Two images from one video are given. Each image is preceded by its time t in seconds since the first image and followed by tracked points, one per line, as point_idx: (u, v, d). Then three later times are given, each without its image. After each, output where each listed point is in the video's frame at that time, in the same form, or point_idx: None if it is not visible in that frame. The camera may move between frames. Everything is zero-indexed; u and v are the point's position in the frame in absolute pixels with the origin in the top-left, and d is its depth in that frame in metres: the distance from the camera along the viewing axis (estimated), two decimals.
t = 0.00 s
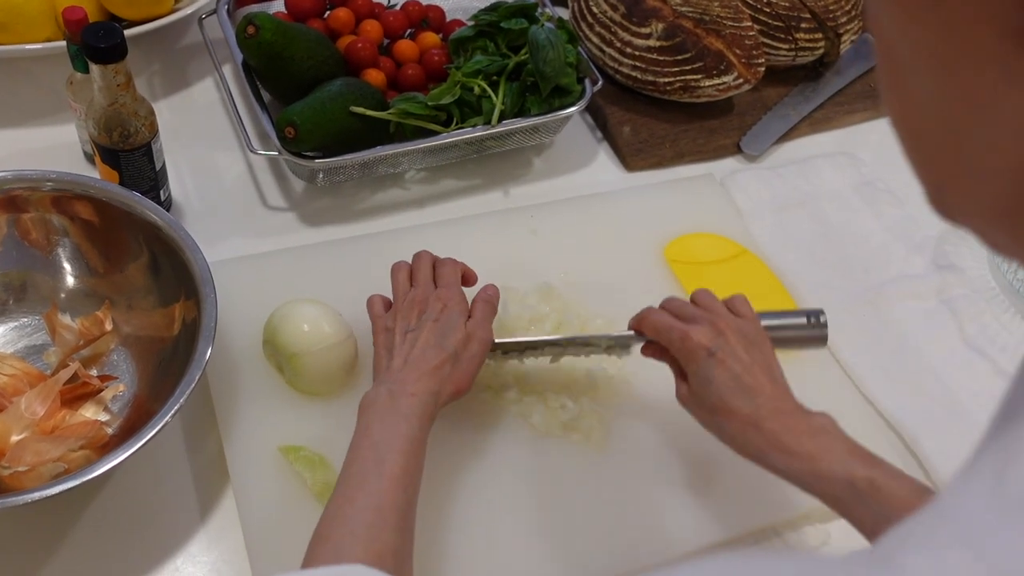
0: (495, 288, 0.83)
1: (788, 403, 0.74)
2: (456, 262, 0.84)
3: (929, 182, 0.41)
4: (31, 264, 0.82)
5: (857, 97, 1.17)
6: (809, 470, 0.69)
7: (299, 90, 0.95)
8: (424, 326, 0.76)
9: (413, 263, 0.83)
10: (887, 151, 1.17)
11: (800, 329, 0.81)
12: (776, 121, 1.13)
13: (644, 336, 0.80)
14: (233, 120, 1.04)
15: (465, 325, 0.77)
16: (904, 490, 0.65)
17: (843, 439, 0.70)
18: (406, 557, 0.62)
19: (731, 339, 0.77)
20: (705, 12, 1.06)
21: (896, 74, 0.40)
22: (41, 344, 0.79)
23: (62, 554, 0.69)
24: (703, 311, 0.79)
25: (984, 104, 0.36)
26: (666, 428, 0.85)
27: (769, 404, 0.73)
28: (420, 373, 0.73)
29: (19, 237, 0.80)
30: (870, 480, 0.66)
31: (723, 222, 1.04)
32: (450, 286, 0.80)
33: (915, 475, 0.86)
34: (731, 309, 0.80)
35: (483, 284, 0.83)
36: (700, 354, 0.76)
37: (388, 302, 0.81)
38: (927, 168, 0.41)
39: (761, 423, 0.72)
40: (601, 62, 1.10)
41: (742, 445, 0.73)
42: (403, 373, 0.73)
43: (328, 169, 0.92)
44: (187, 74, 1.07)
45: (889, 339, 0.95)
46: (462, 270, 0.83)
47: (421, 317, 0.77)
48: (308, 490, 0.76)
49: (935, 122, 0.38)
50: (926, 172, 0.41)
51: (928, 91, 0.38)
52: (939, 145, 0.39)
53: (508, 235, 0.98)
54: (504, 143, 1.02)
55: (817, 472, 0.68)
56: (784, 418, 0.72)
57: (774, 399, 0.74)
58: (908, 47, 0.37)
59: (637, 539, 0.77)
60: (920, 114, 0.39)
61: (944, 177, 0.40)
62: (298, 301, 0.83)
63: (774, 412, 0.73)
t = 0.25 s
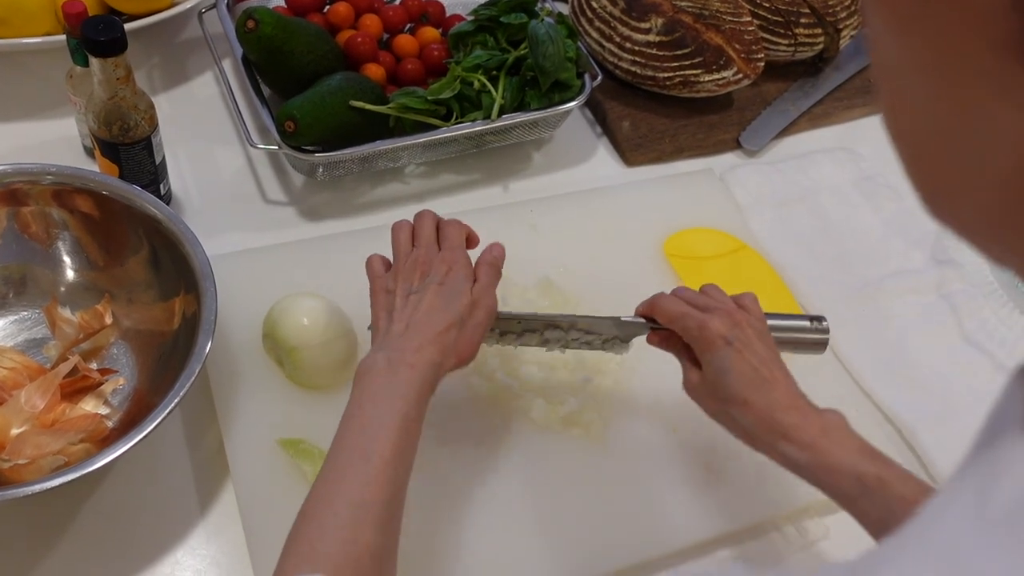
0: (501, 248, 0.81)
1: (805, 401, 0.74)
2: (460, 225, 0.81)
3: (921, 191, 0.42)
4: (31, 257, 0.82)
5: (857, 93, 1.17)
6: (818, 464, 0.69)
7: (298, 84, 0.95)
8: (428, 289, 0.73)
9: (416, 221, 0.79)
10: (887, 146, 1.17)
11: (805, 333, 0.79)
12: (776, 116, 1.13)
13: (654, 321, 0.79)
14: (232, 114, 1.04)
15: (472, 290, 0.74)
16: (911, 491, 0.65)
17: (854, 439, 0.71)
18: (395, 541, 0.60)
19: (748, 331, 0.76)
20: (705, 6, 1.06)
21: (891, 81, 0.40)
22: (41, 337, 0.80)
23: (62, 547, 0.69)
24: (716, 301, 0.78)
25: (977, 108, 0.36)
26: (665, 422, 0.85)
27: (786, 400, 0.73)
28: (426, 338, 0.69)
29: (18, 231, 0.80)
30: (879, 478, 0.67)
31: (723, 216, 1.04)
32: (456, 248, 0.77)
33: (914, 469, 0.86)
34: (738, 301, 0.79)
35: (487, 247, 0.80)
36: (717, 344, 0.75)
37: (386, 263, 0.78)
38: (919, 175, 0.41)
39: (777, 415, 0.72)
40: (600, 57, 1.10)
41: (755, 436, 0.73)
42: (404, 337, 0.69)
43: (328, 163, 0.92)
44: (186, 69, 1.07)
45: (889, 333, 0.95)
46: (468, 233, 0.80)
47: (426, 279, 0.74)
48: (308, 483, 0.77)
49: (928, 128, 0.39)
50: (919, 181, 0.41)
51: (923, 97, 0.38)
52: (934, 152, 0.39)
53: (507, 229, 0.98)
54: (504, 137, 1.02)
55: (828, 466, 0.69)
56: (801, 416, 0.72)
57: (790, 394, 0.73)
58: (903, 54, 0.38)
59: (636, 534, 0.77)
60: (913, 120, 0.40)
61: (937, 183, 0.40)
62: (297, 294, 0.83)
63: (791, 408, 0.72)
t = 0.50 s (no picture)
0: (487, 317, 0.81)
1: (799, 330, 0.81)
2: (444, 300, 0.81)
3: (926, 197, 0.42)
4: (29, 252, 0.82)
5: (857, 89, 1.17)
6: (817, 391, 0.77)
7: (298, 79, 0.95)
8: (436, 381, 0.74)
9: (399, 305, 0.80)
10: (887, 143, 1.17)
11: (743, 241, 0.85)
12: (777, 112, 1.12)
13: (627, 304, 0.81)
14: (231, 110, 1.04)
15: (479, 371, 0.75)
16: (901, 406, 0.75)
17: (851, 360, 0.79)
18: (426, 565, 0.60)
19: (724, 287, 0.80)
20: (705, 3, 1.06)
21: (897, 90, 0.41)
22: (40, 333, 0.79)
23: (61, 543, 0.69)
24: (683, 263, 0.82)
25: (977, 111, 0.37)
26: (663, 418, 0.85)
27: (774, 334, 0.80)
28: (449, 435, 0.70)
29: (17, 226, 0.80)
30: (873, 399, 0.76)
31: (723, 212, 1.04)
32: (449, 329, 0.78)
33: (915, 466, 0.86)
34: (698, 252, 0.84)
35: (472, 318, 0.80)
36: (702, 308, 0.79)
37: (381, 356, 0.78)
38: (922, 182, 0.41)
39: (775, 354, 0.79)
40: (601, 52, 1.09)
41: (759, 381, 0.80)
42: (430, 435, 0.70)
43: (327, 159, 0.92)
44: (185, 64, 1.06)
45: (890, 329, 0.95)
46: (452, 307, 0.81)
47: (429, 370, 0.75)
48: (308, 480, 0.77)
49: (932, 136, 0.39)
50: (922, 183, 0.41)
51: (928, 105, 0.39)
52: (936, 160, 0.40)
53: (507, 225, 0.97)
54: (504, 133, 1.02)
55: (822, 390, 0.77)
56: (797, 358, 0.79)
57: (776, 325, 0.80)
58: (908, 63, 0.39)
59: (637, 531, 0.77)
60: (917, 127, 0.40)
61: (940, 189, 0.40)
62: (297, 290, 0.83)
63: (782, 341, 0.79)
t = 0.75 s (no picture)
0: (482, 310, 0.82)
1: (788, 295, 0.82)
2: (438, 294, 0.82)
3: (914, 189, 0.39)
4: (31, 248, 0.82)
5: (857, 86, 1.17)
6: (809, 354, 0.79)
7: (299, 76, 0.95)
8: (443, 374, 0.74)
9: (396, 304, 0.80)
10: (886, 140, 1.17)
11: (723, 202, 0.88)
12: (776, 109, 1.13)
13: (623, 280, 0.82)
14: (232, 107, 1.04)
15: (484, 360, 0.75)
16: (886, 365, 0.77)
17: (839, 323, 0.80)
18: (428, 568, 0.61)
19: (713, 258, 0.81)
20: (706, 1, 1.06)
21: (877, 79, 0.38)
22: (42, 329, 0.80)
23: (65, 538, 0.69)
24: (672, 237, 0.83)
25: (965, 111, 0.34)
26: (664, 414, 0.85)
27: (768, 302, 0.80)
28: (462, 427, 0.71)
29: (19, 222, 0.80)
30: (859, 357, 0.77)
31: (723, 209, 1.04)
32: (448, 322, 0.78)
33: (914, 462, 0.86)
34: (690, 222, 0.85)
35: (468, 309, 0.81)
36: (694, 280, 0.80)
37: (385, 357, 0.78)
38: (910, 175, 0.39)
39: (767, 320, 0.79)
40: (601, 50, 1.09)
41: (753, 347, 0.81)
42: (443, 430, 0.71)
43: (328, 155, 0.92)
44: (187, 60, 1.06)
45: (889, 327, 0.95)
46: (448, 300, 0.81)
47: (435, 366, 0.75)
48: (309, 475, 0.77)
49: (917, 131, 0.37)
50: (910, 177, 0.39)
51: (912, 100, 0.36)
52: (923, 155, 0.37)
53: (508, 222, 0.98)
54: (505, 130, 1.02)
55: (814, 353, 0.79)
56: (792, 324, 0.79)
57: (767, 293, 0.81)
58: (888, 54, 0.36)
59: (638, 526, 0.77)
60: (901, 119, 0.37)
61: (929, 184, 0.38)
62: (298, 286, 0.83)
63: (773, 305, 0.80)
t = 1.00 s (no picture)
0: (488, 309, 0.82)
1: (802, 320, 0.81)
2: (446, 291, 0.81)
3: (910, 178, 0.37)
4: (28, 246, 0.82)
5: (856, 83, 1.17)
6: (826, 382, 0.78)
7: (297, 73, 0.95)
8: (442, 373, 0.74)
9: (402, 300, 0.80)
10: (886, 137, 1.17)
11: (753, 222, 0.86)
12: (775, 106, 1.12)
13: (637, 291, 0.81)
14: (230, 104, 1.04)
15: (484, 359, 0.75)
16: (908, 393, 0.76)
17: (853, 348, 0.80)
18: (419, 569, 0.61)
19: (732, 275, 0.81)
20: None
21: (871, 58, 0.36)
22: (40, 327, 0.80)
23: (62, 536, 0.69)
24: (689, 252, 0.82)
25: (963, 89, 0.32)
26: (662, 411, 0.85)
27: (781, 324, 0.80)
28: (457, 426, 0.71)
29: (16, 220, 0.80)
30: (878, 384, 0.77)
31: (722, 207, 1.04)
32: (452, 320, 0.78)
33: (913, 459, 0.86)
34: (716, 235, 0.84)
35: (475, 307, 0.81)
36: (711, 295, 0.79)
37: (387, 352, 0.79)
38: (909, 162, 0.37)
39: (780, 342, 0.79)
40: (600, 47, 1.09)
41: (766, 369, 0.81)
42: (438, 427, 0.71)
43: (327, 152, 0.92)
44: (185, 57, 1.06)
45: (888, 324, 0.95)
46: (454, 297, 0.81)
47: (435, 363, 0.75)
48: (307, 473, 0.77)
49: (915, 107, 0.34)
50: (912, 172, 0.37)
51: (909, 78, 0.34)
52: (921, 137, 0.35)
53: (506, 219, 0.97)
54: (503, 127, 1.02)
55: (830, 378, 0.78)
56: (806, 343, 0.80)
57: (781, 315, 0.81)
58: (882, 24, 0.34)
59: (636, 523, 0.77)
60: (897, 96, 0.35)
61: (928, 168, 0.35)
62: (296, 283, 0.83)
63: (790, 328, 0.80)
